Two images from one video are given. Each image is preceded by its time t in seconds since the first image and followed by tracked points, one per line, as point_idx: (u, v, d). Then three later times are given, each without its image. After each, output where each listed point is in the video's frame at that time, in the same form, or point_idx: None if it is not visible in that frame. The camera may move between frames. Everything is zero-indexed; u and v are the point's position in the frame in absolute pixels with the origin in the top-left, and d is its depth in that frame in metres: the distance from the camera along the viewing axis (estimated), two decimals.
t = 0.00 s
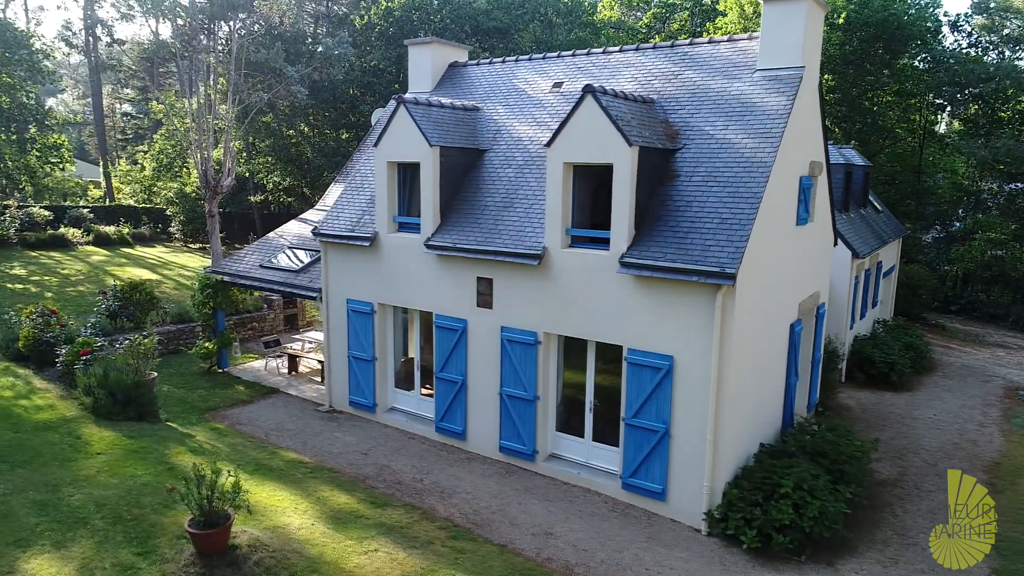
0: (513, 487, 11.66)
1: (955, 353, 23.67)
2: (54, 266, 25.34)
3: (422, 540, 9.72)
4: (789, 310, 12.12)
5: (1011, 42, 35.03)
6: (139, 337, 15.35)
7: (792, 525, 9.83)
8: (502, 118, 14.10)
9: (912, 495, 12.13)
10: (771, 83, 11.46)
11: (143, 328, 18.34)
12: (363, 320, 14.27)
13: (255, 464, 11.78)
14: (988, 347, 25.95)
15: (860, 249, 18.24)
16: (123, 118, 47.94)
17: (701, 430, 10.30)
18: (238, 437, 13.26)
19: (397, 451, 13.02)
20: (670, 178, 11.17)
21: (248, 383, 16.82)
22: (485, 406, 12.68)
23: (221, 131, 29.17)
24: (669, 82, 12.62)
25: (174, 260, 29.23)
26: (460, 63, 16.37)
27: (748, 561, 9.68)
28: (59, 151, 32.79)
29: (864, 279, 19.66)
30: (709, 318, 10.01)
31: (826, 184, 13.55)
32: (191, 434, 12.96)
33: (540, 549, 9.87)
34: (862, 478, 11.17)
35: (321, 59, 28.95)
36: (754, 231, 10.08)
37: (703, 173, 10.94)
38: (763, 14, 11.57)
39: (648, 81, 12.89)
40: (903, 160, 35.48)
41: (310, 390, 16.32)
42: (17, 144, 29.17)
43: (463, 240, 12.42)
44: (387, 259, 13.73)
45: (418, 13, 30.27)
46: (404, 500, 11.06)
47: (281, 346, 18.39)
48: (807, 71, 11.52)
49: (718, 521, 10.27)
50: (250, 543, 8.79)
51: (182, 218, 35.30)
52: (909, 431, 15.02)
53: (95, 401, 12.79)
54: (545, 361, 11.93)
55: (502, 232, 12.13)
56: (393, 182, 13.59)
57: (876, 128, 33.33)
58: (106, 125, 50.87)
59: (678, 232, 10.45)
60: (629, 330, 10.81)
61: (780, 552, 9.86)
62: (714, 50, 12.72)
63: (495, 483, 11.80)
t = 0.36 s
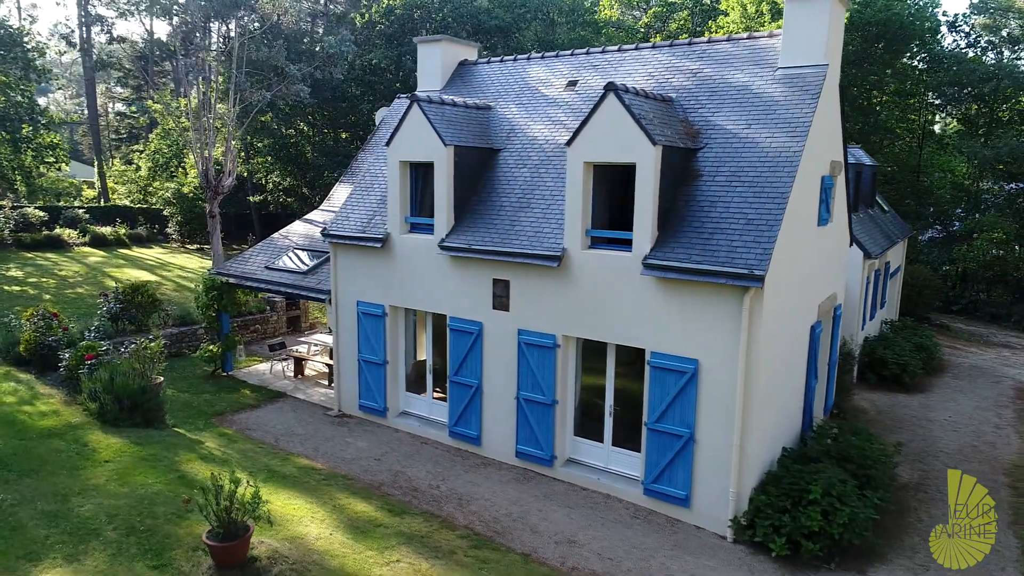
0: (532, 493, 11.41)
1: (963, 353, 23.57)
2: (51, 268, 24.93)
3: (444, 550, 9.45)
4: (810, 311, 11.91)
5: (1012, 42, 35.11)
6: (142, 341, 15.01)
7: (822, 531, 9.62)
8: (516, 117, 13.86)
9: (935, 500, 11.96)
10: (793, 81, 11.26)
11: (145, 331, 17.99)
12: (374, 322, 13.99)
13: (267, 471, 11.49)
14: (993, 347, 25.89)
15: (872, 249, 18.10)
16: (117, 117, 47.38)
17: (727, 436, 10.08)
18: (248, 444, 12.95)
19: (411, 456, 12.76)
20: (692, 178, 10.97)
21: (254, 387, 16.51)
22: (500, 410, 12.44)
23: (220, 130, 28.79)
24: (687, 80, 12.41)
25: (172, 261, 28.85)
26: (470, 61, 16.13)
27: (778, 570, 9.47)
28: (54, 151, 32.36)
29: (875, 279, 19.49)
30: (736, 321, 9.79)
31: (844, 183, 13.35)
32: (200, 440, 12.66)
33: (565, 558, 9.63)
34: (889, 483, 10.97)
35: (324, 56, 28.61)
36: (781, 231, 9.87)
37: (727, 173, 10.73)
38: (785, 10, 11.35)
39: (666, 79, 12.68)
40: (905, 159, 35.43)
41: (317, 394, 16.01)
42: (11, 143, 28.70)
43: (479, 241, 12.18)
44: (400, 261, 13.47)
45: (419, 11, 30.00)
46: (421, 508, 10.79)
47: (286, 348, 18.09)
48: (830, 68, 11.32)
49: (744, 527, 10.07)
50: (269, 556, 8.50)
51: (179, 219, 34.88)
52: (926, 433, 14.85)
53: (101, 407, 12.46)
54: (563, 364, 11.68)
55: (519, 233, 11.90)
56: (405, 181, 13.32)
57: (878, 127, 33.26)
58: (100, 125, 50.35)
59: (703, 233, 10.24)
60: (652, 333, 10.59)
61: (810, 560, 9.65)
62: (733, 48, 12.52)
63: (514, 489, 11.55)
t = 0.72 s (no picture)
0: (545, 501, 11.14)
1: (965, 354, 23.52)
2: (42, 270, 24.43)
3: (460, 562, 9.16)
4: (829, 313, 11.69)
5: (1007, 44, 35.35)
6: (140, 345, 14.62)
7: (846, 539, 9.40)
8: (524, 116, 13.59)
9: (954, 505, 11.80)
10: (811, 80, 11.04)
11: (142, 334, 17.58)
12: (379, 326, 13.69)
13: (273, 479, 11.14)
14: (993, 347, 25.90)
15: (879, 250, 17.95)
16: (106, 117, 46.71)
17: (748, 442, 9.85)
18: (251, 451, 12.60)
19: (419, 463, 12.46)
20: (710, 178, 10.73)
21: (254, 392, 16.14)
22: (511, 416, 12.17)
23: (215, 130, 28.33)
24: (702, 78, 12.18)
25: (166, 262, 28.39)
26: (475, 59, 15.83)
27: None
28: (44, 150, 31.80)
29: (881, 279, 19.34)
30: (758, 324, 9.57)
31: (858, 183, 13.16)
32: (202, 448, 12.30)
33: (584, 569, 9.36)
34: (910, 489, 10.76)
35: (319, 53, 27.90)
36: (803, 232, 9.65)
37: (745, 173, 10.50)
38: (803, 8, 11.14)
39: (679, 77, 12.44)
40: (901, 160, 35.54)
41: (319, 399, 15.68)
42: None
43: (489, 243, 11.91)
44: (406, 263, 13.17)
45: (417, 10, 29.71)
46: (433, 517, 10.49)
47: (286, 352, 17.74)
48: (849, 67, 11.11)
49: (766, 535, 9.85)
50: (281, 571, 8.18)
51: (172, 219, 34.38)
52: (939, 436, 14.71)
53: (99, 414, 12.07)
54: (577, 368, 11.42)
55: (531, 234, 11.63)
56: (412, 182, 13.03)
57: (876, 127, 33.23)
58: (90, 124, 49.72)
59: (722, 235, 10.01)
60: (670, 337, 10.35)
61: (834, 569, 9.43)
62: (748, 46, 12.30)
63: (527, 497, 11.28)
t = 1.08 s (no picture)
0: (560, 509, 10.82)
1: (966, 354, 23.50)
2: (29, 272, 23.83)
3: None
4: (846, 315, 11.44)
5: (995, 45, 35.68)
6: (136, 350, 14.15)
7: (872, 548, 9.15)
8: (533, 114, 13.29)
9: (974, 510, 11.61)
10: (830, 77, 10.80)
11: (134, 338, 17.10)
12: (384, 329, 13.32)
13: (278, 490, 10.74)
14: (991, 346, 25.94)
15: (884, 251, 17.82)
16: (92, 115, 45.88)
17: (771, 449, 9.58)
18: (253, 459, 12.19)
19: (427, 471, 12.11)
20: (729, 177, 10.46)
21: (252, 397, 15.71)
22: (522, 422, 11.84)
23: (208, 128, 27.78)
24: (716, 75, 11.91)
25: (156, 264, 27.84)
26: (480, 56, 15.50)
27: None
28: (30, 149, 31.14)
29: (886, 279, 19.19)
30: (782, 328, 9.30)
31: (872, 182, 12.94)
32: (203, 457, 11.88)
33: None
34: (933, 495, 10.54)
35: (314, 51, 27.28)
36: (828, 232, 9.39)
37: (765, 173, 10.24)
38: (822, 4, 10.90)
39: (692, 75, 12.17)
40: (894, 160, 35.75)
41: (320, 404, 15.27)
42: None
43: (500, 244, 11.58)
44: (413, 264, 12.82)
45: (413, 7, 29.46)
46: (446, 528, 10.14)
47: (284, 356, 17.33)
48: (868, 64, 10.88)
49: (789, 544, 9.59)
50: None
51: (162, 220, 33.78)
52: (951, 438, 14.55)
53: (95, 422, 11.61)
54: (591, 373, 11.11)
55: (544, 234, 11.32)
56: (418, 181, 12.67)
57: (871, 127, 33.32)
58: (75, 123, 48.92)
59: (744, 236, 9.74)
60: (689, 341, 10.07)
61: None
62: (762, 44, 12.04)
63: (541, 506, 10.95)
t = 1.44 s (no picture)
0: (572, 518, 10.52)
1: (962, 353, 23.53)
2: (9, 275, 23.12)
3: None
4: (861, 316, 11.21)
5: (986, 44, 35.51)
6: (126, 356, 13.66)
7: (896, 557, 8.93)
8: (537, 112, 12.96)
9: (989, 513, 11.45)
10: (846, 74, 10.57)
11: (123, 343, 16.57)
12: (385, 333, 12.94)
13: (280, 502, 10.32)
14: (984, 345, 26.05)
15: (886, 251, 17.70)
16: (72, 114, 44.94)
17: (792, 455, 9.33)
18: (251, 469, 11.75)
19: (432, 479, 11.75)
20: (744, 176, 10.20)
21: (246, 404, 15.24)
22: (531, 428, 11.52)
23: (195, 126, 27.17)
24: (727, 72, 11.64)
25: (141, 265, 27.19)
26: (480, 53, 15.16)
27: None
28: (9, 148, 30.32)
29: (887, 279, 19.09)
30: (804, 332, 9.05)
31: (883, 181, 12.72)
32: (199, 467, 11.43)
33: None
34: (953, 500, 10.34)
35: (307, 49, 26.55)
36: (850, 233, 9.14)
37: (782, 172, 9.99)
38: None
39: (703, 71, 11.88)
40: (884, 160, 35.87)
41: (317, 410, 14.84)
42: None
43: (507, 245, 11.26)
44: (416, 266, 12.45)
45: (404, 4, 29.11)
46: (456, 540, 9.79)
47: (278, 360, 16.90)
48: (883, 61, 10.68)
49: (810, 553, 9.34)
50: None
51: (146, 220, 33.07)
52: (958, 439, 14.45)
53: (86, 432, 11.13)
54: (603, 377, 10.79)
55: (553, 236, 11.00)
56: (421, 180, 12.30)
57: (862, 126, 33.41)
58: (55, 122, 47.91)
59: (763, 236, 9.49)
60: (706, 344, 9.80)
61: None
62: (774, 39, 11.77)
63: (552, 515, 10.63)
